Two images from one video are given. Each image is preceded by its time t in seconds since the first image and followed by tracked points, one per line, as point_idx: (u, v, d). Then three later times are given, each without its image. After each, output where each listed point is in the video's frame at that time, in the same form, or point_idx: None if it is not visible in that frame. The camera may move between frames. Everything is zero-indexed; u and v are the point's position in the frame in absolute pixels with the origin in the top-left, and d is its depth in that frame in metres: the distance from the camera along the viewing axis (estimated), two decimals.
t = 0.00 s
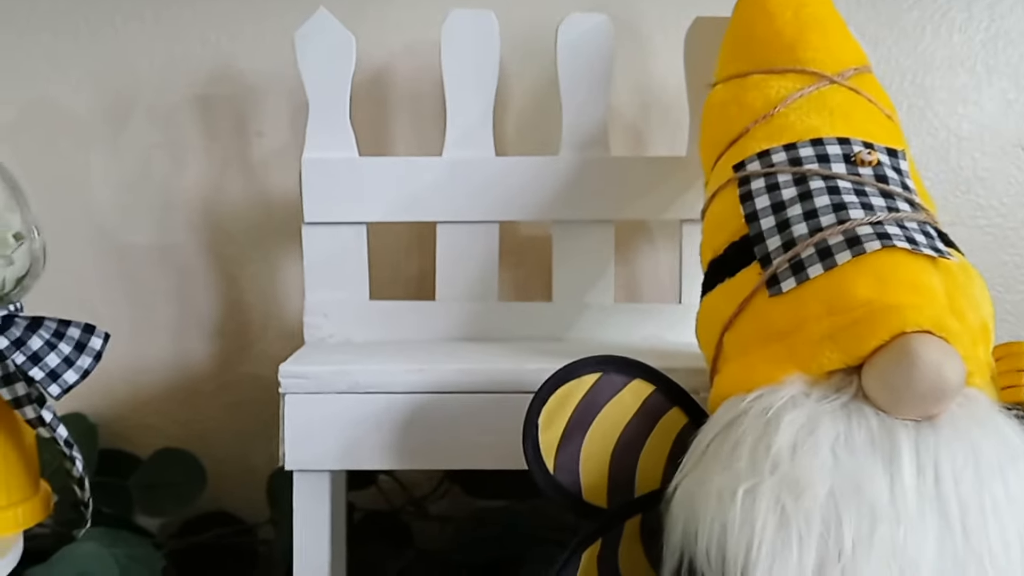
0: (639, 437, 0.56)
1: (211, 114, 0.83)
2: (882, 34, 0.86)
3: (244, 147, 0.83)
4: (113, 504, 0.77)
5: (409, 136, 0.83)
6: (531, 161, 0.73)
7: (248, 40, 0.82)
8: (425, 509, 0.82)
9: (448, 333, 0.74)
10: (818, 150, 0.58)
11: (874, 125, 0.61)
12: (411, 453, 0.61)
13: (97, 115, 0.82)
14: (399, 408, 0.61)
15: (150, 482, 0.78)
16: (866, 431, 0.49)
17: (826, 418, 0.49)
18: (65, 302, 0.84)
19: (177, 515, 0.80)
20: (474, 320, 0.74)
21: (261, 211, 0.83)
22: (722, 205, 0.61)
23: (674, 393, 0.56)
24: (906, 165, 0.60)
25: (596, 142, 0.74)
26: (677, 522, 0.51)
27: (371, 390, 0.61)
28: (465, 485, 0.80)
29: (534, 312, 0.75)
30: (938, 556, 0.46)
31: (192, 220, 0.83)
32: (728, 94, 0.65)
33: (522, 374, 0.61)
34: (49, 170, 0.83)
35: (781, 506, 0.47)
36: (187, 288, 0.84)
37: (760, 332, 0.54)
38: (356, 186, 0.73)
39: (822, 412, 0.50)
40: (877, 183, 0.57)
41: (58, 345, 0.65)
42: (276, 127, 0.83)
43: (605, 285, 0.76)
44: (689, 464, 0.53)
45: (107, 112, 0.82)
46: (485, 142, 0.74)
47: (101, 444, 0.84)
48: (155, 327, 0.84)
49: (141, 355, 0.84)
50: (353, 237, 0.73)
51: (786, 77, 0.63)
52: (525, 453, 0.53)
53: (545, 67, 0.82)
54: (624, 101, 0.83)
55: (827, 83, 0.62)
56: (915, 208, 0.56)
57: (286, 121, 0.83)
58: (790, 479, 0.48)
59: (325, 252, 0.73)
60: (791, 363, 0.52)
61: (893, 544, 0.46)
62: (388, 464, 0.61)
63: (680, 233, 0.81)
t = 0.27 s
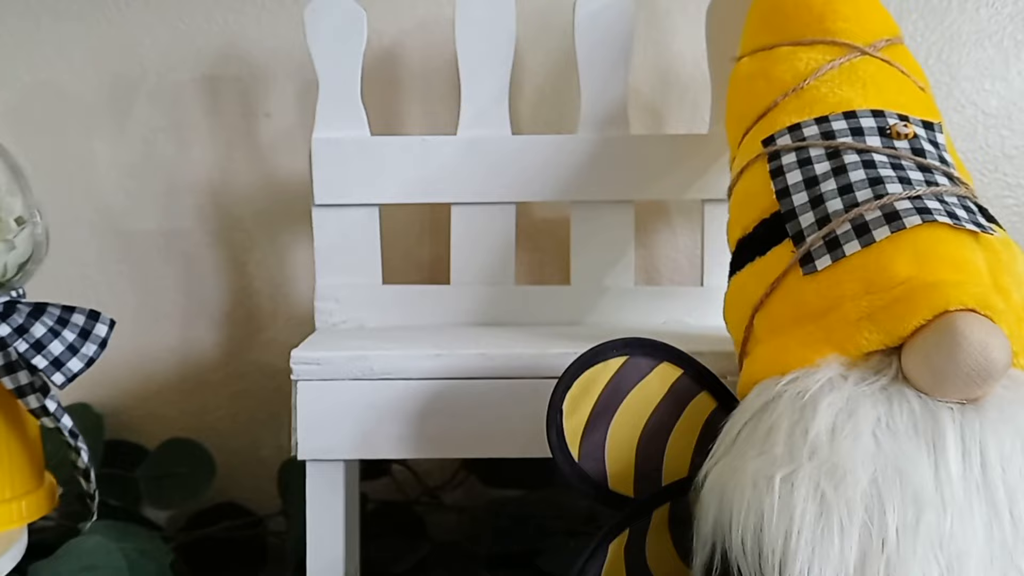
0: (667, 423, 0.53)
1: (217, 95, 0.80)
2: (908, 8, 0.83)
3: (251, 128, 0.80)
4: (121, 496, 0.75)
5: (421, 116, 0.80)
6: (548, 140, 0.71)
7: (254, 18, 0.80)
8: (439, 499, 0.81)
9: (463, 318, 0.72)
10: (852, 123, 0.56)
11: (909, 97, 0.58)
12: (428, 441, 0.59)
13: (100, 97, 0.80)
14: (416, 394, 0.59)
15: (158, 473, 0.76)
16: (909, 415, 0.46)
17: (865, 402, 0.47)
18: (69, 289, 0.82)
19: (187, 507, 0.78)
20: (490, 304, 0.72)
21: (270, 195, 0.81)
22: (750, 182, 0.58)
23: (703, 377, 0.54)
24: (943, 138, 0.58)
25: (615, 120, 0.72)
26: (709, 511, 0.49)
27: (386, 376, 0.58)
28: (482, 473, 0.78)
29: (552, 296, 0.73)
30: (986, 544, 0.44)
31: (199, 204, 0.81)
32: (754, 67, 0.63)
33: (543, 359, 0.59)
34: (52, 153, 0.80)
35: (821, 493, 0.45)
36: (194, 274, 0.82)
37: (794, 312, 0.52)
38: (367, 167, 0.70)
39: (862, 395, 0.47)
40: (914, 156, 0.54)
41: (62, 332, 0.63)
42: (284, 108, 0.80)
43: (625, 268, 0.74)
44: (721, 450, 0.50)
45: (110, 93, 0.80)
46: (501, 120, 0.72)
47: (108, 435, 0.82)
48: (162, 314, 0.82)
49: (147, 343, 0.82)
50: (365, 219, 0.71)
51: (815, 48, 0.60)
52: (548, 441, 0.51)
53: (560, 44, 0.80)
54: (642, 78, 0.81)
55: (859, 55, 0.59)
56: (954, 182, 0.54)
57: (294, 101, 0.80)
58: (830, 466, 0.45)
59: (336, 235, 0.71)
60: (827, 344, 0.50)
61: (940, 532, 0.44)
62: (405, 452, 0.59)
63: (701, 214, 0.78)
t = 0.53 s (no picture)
0: (683, 416, 0.52)
1: (216, 83, 0.78)
2: None
3: (251, 116, 0.79)
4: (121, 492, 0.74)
5: (424, 104, 0.79)
6: (556, 127, 0.70)
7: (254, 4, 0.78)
8: (445, 494, 0.79)
9: (469, 310, 0.71)
10: (870, 108, 0.54)
11: (928, 81, 0.57)
12: (437, 434, 0.58)
13: (97, 85, 0.78)
14: (424, 387, 0.57)
15: (159, 467, 0.74)
16: (933, 406, 0.45)
17: (889, 393, 0.46)
18: (67, 281, 0.81)
19: (188, 502, 0.76)
20: (497, 295, 0.71)
21: (271, 185, 0.79)
22: (766, 168, 0.57)
23: (719, 368, 0.53)
24: (963, 123, 0.56)
25: (624, 107, 0.71)
26: (728, 505, 0.48)
27: (394, 369, 0.57)
28: (488, 467, 0.77)
29: (561, 286, 0.71)
30: (1015, 538, 0.43)
31: (199, 194, 0.79)
32: (767, 52, 0.61)
33: (554, 350, 0.57)
34: (48, 143, 0.79)
35: (845, 487, 0.44)
36: (194, 265, 0.80)
37: (813, 301, 0.51)
38: (372, 155, 0.69)
39: (885, 386, 0.46)
40: (935, 141, 0.53)
41: (60, 325, 0.62)
42: (284, 96, 0.79)
43: (634, 257, 0.72)
44: (738, 442, 0.49)
45: (107, 81, 0.78)
46: (508, 107, 0.70)
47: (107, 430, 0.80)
48: (162, 306, 0.80)
49: (147, 336, 0.81)
50: (369, 209, 0.70)
51: (831, 31, 0.58)
52: (562, 434, 0.50)
53: (567, 30, 0.78)
54: (650, 64, 0.79)
55: (876, 38, 0.58)
56: (976, 167, 0.52)
57: (295, 89, 0.79)
58: (854, 459, 0.44)
59: (340, 226, 0.70)
60: (847, 334, 0.49)
61: (967, 527, 0.43)
62: (413, 446, 0.58)
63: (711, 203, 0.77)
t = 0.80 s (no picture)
0: (686, 408, 0.51)
1: (212, 73, 0.78)
2: None
3: (248, 107, 0.78)
4: (119, 487, 0.73)
5: (423, 94, 0.78)
6: (556, 116, 0.69)
7: None
8: (445, 487, 0.78)
9: (469, 302, 0.70)
10: (876, 96, 0.53)
11: (934, 68, 0.56)
12: (437, 427, 0.57)
13: (91, 76, 0.77)
14: (424, 379, 0.57)
15: (156, 462, 0.73)
16: (941, 397, 0.44)
17: (896, 384, 0.45)
18: (63, 274, 0.80)
19: (186, 498, 0.75)
20: (497, 286, 0.70)
21: (268, 176, 0.79)
22: (770, 158, 0.56)
23: (722, 360, 0.52)
24: (970, 111, 0.55)
25: (625, 97, 0.70)
26: (732, 498, 0.47)
27: (393, 361, 0.56)
28: (489, 460, 0.76)
29: (561, 278, 0.71)
30: None
31: (195, 186, 0.79)
32: (771, 39, 0.60)
33: (555, 342, 0.57)
34: (42, 134, 0.78)
35: (852, 480, 0.43)
36: (191, 258, 0.79)
37: (818, 292, 0.50)
38: (370, 145, 0.68)
39: (892, 378, 0.45)
40: (942, 129, 0.52)
41: (55, 319, 0.61)
42: (281, 86, 0.78)
43: (635, 248, 0.71)
44: (743, 434, 0.49)
45: (102, 71, 0.77)
46: (508, 97, 0.69)
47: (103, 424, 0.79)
48: (159, 299, 0.80)
49: (143, 330, 0.80)
50: (367, 200, 0.69)
51: (836, 19, 0.58)
52: (564, 427, 0.49)
53: (566, 18, 0.77)
54: (651, 53, 0.78)
55: (881, 25, 0.57)
56: (983, 156, 0.52)
57: (292, 79, 0.78)
58: (861, 451, 0.43)
59: (338, 217, 0.69)
60: (853, 325, 0.48)
61: (976, 520, 0.42)
62: (413, 439, 0.57)
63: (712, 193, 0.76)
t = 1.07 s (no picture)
0: (683, 402, 0.52)
1: (212, 69, 0.78)
2: None
3: (247, 103, 0.78)
4: (120, 482, 0.74)
5: (422, 90, 0.78)
6: (554, 112, 0.69)
7: None
8: (444, 481, 0.78)
9: (467, 297, 0.71)
10: (872, 92, 0.54)
11: (930, 65, 0.56)
12: (436, 421, 0.57)
13: (90, 71, 0.78)
14: (422, 374, 0.57)
15: (156, 456, 0.74)
16: (935, 391, 0.45)
17: (891, 378, 0.45)
18: (63, 269, 0.80)
19: (186, 492, 0.76)
20: (495, 282, 0.71)
21: (267, 172, 0.79)
22: (767, 153, 0.56)
23: (719, 354, 0.53)
24: (965, 107, 0.56)
25: (622, 93, 0.70)
26: (729, 491, 0.47)
27: (393, 355, 0.57)
28: (487, 454, 0.76)
29: (559, 273, 0.71)
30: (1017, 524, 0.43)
31: (194, 181, 0.79)
32: (768, 35, 0.60)
33: (553, 336, 0.57)
34: (42, 130, 0.78)
35: (847, 472, 0.43)
36: (190, 253, 0.80)
37: (814, 286, 0.50)
38: (369, 141, 0.68)
39: (887, 372, 0.46)
40: (937, 125, 0.53)
41: (55, 314, 0.61)
42: (280, 82, 0.78)
43: (633, 244, 0.72)
44: (739, 428, 0.49)
45: (101, 67, 0.78)
46: (506, 93, 0.70)
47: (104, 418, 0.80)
48: (158, 295, 0.80)
49: (143, 325, 0.80)
50: (366, 196, 0.69)
51: (832, 15, 0.58)
52: (562, 421, 0.49)
53: (564, 14, 0.78)
54: (649, 50, 0.79)
55: (877, 21, 0.57)
56: (978, 151, 0.52)
57: (291, 75, 0.78)
58: (856, 444, 0.44)
59: (338, 213, 0.69)
60: (849, 320, 0.48)
61: (970, 512, 0.43)
62: (411, 433, 0.57)
63: (710, 188, 0.76)
